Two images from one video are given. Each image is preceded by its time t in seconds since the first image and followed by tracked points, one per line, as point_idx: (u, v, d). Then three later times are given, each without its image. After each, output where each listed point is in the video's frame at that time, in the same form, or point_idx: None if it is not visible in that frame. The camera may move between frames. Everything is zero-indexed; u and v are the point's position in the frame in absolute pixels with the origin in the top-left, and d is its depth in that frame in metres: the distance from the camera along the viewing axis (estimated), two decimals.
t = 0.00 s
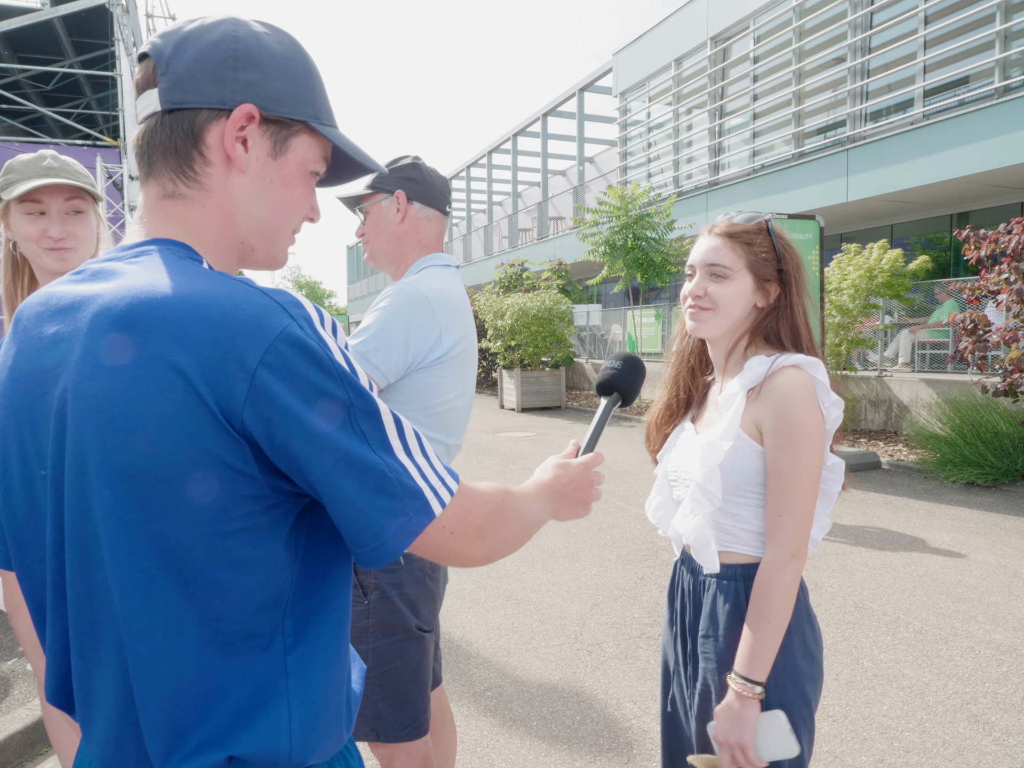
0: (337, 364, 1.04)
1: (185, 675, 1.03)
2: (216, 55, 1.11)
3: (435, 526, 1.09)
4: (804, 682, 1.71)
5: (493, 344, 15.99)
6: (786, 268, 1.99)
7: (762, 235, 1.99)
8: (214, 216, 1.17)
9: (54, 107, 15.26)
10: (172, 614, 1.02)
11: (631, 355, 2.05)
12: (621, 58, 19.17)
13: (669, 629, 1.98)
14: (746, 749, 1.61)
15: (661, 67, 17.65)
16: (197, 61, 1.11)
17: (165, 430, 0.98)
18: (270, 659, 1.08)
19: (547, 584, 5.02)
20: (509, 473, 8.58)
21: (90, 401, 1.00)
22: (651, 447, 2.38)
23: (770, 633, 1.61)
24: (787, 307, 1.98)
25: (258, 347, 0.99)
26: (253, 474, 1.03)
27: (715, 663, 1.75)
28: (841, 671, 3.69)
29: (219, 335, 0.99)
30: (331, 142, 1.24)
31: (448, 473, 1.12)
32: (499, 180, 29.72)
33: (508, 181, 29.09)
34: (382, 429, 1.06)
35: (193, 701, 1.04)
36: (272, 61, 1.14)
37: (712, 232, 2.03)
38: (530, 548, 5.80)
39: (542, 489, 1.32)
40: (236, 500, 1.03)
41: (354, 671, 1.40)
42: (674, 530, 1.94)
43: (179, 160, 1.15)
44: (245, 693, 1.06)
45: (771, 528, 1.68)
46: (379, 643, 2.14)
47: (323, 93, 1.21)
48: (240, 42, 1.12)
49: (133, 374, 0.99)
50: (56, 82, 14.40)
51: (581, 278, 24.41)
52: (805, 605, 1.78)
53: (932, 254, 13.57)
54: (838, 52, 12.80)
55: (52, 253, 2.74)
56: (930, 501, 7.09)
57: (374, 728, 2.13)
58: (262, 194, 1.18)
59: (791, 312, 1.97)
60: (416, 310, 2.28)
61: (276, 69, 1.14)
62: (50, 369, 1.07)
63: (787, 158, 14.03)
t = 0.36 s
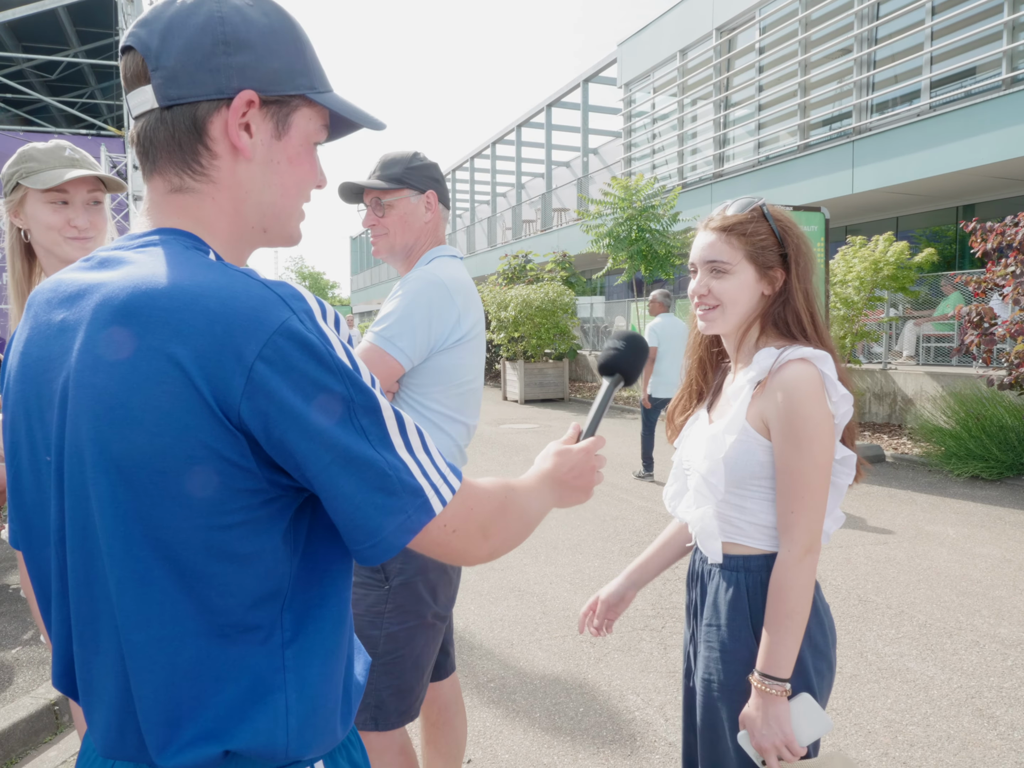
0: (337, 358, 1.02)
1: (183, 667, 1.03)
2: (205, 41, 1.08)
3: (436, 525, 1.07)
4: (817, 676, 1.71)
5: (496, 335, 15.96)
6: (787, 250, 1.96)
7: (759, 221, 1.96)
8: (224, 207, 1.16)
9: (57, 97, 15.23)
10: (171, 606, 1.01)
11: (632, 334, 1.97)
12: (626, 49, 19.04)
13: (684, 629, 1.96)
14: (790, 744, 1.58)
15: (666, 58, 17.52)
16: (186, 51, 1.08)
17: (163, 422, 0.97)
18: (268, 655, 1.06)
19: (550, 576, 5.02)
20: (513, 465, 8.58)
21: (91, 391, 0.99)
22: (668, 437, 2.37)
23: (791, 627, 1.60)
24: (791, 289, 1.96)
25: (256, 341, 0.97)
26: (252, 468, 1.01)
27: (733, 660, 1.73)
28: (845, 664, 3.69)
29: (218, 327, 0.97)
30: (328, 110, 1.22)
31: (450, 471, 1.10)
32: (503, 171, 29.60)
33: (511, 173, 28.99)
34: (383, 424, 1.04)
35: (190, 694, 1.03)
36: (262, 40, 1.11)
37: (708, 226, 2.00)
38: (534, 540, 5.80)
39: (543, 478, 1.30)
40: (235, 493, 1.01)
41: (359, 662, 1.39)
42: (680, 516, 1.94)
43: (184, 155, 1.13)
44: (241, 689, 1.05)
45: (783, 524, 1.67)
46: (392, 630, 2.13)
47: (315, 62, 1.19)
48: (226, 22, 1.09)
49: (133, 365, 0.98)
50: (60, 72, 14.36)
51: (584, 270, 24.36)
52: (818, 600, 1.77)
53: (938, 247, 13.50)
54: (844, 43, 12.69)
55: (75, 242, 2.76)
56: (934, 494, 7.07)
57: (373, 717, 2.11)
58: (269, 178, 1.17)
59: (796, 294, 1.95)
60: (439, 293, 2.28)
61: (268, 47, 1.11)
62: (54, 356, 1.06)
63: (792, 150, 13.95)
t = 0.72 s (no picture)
0: (328, 372, 0.99)
1: (169, 669, 1.02)
2: (225, 33, 1.08)
3: (405, 577, 1.03)
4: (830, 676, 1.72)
5: (496, 332, 15.95)
6: (801, 246, 1.95)
7: (772, 218, 1.95)
8: (238, 200, 1.15)
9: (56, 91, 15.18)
10: (160, 606, 1.01)
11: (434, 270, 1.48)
12: (627, 45, 18.99)
13: (689, 626, 1.95)
14: (806, 747, 1.59)
15: (667, 55, 17.48)
16: (206, 43, 1.08)
17: (157, 423, 0.96)
18: (245, 669, 1.04)
19: (549, 573, 5.02)
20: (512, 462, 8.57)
21: (88, 383, 0.99)
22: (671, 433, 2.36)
23: (811, 629, 1.60)
24: (804, 287, 1.94)
25: (246, 343, 0.95)
26: (237, 473, 0.99)
27: (747, 661, 1.72)
28: (844, 661, 3.69)
29: (216, 330, 0.96)
30: (340, 105, 1.22)
31: (427, 521, 1.06)
32: (504, 167, 29.54)
33: (512, 169, 28.95)
34: (366, 449, 1.00)
35: (166, 698, 1.03)
36: (279, 35, 1.11)
37: (719, 222, 2.00)
38: (532, 537, 5.79)
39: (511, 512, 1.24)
40: (221, 497, 0.99)
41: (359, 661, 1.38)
42: (690, 516, 1.93)
43: (200, 148, 1.12)
44: (215, 700, 1.03)
45: (802, 523, 1.66)
46: (396, 627, 2.11)
47: (328, 57, 1.18)
48: (245, 17, 1.09)
49: (130, 361, 0.97)
50: (59, 65, 14.30)
51: (584, 267, 24.35)
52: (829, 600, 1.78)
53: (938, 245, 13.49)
54: (846, 40, 12.66)
55: (71, 237, 2.74)
56: (933, 492, 7.07)
57: (381, 716, 2.13)
58: (285, 172, 1.16)
59: (809, 292, 1.94)
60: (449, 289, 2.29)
61: (285, 42, 1.11)
62: (59, 346, 1.06)
63: (793, 147, 13.92)
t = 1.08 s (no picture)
0: (334, 356, 1.00)
1: (174, 663, 1.01)
2: (219, 29, 1.07)
3: (424, 536, 1.04)
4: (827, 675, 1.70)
5: (494, 329, 15.93)
6: (789, 240, 1.94)
7: (758, 211, 1.94)
8: (230, 196, 1.13)
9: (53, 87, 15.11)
10: (163, 601, 1.00)
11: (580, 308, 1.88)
12: (626, 42, 18.95)
13: (691, 622, 1.95)
14: (786, 745, 1.59)
15: (667, 52, 17.45)
16: (201, 39, 1.07)
17: (160, 416, 0.95)
18: (256, 655, 1.04)
19: (547, 570, 5.01)
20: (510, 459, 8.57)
21: (86, 381, 0.98)
22: (673, 429, 2.36)
23: (799, 625, 1.59)
24: (794, 282, 1.93)
25: (252, 335, 0.95)
26: (244, 463, 0.99)
27: (742, 657, 1.72)
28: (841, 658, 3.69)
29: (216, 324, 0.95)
30: (340, 103, 1.20)
31: (442, 480, 1.07)
32: (503, 164, 29.49)
33: (511, 166, 28.90)
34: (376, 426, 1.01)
35: (173, 690, 1.02)
36: (275, 30, 1.09)
37: (707, 217, 1.99)
38: (530, 534, 5.79)
39: (526, 471, 1.24)
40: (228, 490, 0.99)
41: (355, 657, 1.38)
42: (689, 513, 1.93)
43: (194, 144, 1.11)
44: (227, 686, 1.03)
45: (791, 518, 1.66)
46: (392, 632, 2.11)
47: (326, 54, 1.17)
48: (240, 13, 1.07)
49: (129, 359, 0.96)
50: (57, 62, 14.23)
51: (582, 264, 24.33)
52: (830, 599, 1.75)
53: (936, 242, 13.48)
54: (845, 37, 12.64)
55: (54, 233, 2.72)
56: (931, 490, 7.07)
57: (379, 721, 2.10)
58: (279, 169, 1.15)
59: (799, 286, 1.92)
60: (430, 290, 2.25)
61: (281, 38, 1.09)
62: (52, 344, 1.05)
63: (792, 144, 13.90)
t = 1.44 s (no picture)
0: (361, 345, 1.02)
1: (208, 656, 1.00)
2: (199, 29, 1.06)
3: (457, 490, 1.10)
4: (821, 677, 1.69)
5: (494, 330, 15.93)
6: (795, 240, 1.94)
7: (765, 211, 1.92)
8: (220, 196, 1.13)
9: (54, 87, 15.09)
10: (195, 596, 0.99)
11: (656, 315, 2.05)
12: (626, 43, 18.96)
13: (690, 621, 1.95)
14: (774, 746, 1.58)
15: (667, 52, 17.45)
16: (180, 39, 1.06)
17: (190, 413, 0.95)
18: (295, 638, 1.06)
19: (546, 571, 5.00)
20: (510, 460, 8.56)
21: (110, 387, 0.95)
22: (675, 430, 2.36)
23: (794, 626, 1.58)
24: (800, 281, 1.93)
25: (286, 334, 0.96)
26: (279, 454, 1.00)
27: (737, 657, 1.72)
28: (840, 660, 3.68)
29: (244, 320, 0.95)
30: (322, 102, 1.20)
31: (465, 439, 1.12)
32: (503, 165, 29.50)
33: (511, 167, 28.91)
34: (404, 404, 1.05)
35: (217, 683, 1.02)
36: (254, 28, 1.09)
37: (713, 216, 1.98)
38: (529, 535, 5.79)
39: (561, 448, 1.32)
40: (264, 483, 0.99)
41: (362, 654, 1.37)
42: (688, 514, 1.92)
43: (179, 144, 1.10)
44: (270, 670, 1.04)
45: (790, 521, 1.65)
46: (393, 635, 2.10)
47: (307, 51, 1.16)
48: (219, 12, 1.07)
49: (152, 359, 0.95)
50: (57, 62, 14.21)
51: (582, 264, 24.33)
52: (828, 603, 1.75)
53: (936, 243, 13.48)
54: (844, 38, 12.63)
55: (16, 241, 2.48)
56: (931, 491, 7.07)
57: (383, 723, 2.09)
58: (266, 166, 1.14)
59: (805, 285, 1.92)
60: (427, 294, 2.25)
61: (260, 35, 1.09)
62: (63, 352, 1.01)
63: (792, 145, 13.90)
